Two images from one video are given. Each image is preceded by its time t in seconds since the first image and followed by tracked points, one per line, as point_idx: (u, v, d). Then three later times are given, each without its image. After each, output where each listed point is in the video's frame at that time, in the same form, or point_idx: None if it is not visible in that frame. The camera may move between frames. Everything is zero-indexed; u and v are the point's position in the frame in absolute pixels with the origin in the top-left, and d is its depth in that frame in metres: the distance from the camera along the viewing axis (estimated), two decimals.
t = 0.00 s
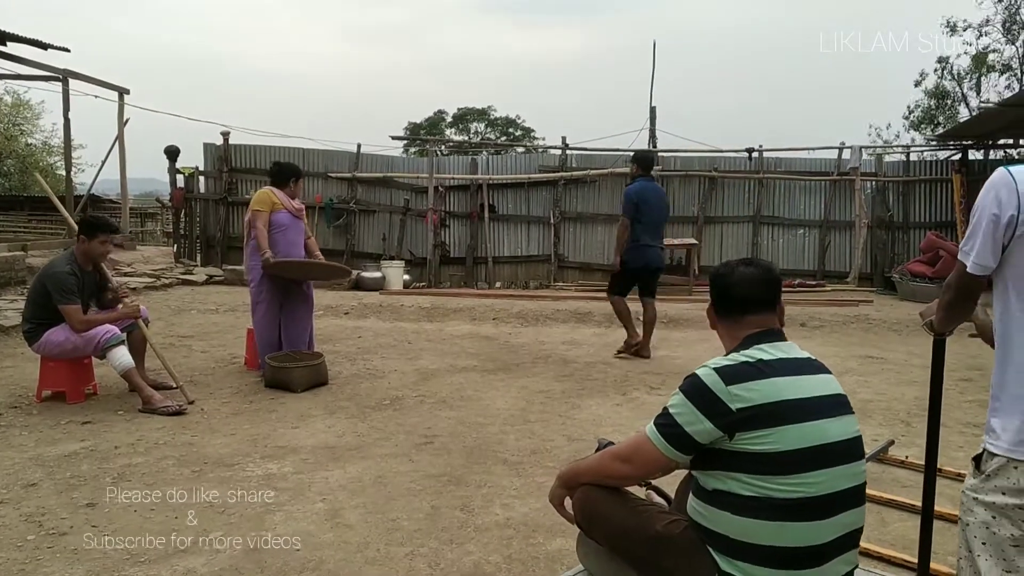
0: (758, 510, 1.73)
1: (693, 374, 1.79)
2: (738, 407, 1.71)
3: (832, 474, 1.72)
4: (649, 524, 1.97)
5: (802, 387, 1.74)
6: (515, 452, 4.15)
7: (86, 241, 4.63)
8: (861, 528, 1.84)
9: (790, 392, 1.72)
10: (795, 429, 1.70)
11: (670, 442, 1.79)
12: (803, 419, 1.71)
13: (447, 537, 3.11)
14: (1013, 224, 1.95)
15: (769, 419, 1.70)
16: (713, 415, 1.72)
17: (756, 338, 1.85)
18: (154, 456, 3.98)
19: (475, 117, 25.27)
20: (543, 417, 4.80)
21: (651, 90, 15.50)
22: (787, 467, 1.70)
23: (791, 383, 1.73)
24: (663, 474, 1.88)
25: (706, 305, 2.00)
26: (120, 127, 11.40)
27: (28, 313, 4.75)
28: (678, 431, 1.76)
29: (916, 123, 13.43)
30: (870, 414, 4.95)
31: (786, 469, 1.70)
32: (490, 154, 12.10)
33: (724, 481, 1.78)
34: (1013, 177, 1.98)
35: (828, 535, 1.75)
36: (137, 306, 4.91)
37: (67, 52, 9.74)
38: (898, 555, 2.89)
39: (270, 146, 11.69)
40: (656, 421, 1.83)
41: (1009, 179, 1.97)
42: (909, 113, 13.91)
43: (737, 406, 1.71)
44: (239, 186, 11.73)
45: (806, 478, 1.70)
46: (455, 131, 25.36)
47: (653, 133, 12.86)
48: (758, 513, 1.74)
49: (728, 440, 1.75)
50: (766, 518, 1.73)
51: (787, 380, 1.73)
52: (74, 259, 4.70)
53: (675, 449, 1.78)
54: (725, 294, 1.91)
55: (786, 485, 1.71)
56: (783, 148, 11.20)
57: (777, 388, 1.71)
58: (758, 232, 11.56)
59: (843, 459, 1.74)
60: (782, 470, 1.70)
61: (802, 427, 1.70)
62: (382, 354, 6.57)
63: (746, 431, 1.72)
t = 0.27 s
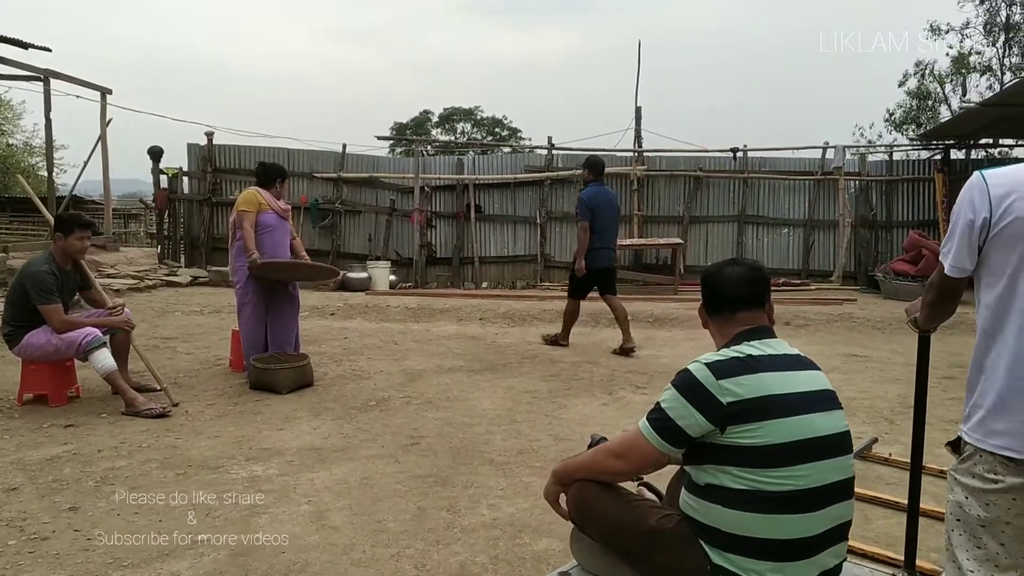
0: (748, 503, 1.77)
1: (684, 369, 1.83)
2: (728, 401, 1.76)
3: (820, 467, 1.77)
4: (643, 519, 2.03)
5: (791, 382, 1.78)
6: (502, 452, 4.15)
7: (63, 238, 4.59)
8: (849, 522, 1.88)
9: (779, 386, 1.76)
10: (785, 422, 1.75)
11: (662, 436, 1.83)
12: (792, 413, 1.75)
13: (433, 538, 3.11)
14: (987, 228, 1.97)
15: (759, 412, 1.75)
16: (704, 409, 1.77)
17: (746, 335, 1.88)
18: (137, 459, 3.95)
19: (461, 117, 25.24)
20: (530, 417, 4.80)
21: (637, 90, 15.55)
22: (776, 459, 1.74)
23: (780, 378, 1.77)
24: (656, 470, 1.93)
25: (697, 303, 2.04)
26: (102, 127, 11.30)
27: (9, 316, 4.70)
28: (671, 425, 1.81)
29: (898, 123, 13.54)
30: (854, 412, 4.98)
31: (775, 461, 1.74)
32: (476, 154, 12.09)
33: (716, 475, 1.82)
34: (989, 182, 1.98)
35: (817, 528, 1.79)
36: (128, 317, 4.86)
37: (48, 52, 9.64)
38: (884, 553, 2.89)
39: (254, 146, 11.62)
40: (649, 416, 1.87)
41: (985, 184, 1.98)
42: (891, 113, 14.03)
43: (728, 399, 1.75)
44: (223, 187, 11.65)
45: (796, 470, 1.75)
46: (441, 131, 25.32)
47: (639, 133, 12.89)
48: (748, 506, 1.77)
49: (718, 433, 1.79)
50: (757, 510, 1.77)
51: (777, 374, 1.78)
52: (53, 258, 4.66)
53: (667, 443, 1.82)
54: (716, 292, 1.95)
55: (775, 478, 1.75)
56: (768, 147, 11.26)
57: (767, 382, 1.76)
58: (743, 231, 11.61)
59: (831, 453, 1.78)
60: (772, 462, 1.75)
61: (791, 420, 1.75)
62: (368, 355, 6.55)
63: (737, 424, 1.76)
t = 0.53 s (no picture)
0: (740, 502, 1.82)
1: (677, 371, 1.87)
2: (720, 403, 1.80)
3: (810, 467, 1.81)
4: (635, 519, 2.07)
5: (781, 384, 1.83)
6: (488, 457, 4.15)
7: (44, 239, 4.56)
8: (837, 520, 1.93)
9: (769, 388, 1.81)
10: (775, 424, 1.79)
11: (655, 436, 1.87)
12: (783, 415, 1.80)
13: (418, 543, 3.10)
14: (960, 238, 1.99)
15: (750, 414, 1.79)
16: (696, 410, 1.81)
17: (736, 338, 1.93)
18: (119, 465, 3.91)
19: (448, 121, 25.24)
20: (516, 422, 4.80)
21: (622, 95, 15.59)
22: (767, 460, 1.79)
23: (771, 380, 1.82)
24: (649, 470, 1.98)
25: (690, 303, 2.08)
26: (85, 130, 11.21)
27: None
28: (664, 425, 1.85)
29: (881, 130, 13.66)
30: (838, 416, 5.01)
31: (766, 462, 1.79)
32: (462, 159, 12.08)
33: (708, 475, 1.87)
34: (964, 191, 2.01)
35: (807, 526, 1.84)
36: (114, 314, 4.82)
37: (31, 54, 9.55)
38: (867, 555, 2.91)
39: (239, 150, 11.57)
40: (642, 416, 1.91)
41: (959, 194, 2.00)
42: (874, 120, 14.16)
43: (720, 401, 1.79)
44: (208, 190, 11.58)
45: (786, 471, 1.79)
46: (428, 135, 25.31)
47: (625, 139, 12.94)
48: (740, 506, 1.82)
49: (710, 434, 1.83)
50: (748, 510, 1.81)
51: (767, 376, 1.82)
52: (33, 260, 4.62)
53: (660, 443, 1.87)
54: (709, 292, 1.99)
55: (766, 479, 1.79)
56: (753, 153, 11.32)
57: (757, 385, 1.80)
58: (728, 236, 11.66)
59: (820, 454, 1.83)
60: (763, 463, 1.79)
61: (781, 422, 1.79)
62: (354, 359, 6.53)
63: (728, 426, 1.81)
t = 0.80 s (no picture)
0: (730, 498, 1.86)
1: (668, 370, 1.90)
2: (710, 401, 1.83)
3: (798, 463, 1.86)
4: (628, 516, 2.11)
5: (770, 382, 1.87)
6: (473, 459, 4.14)
7: (30, 241, 4.51)
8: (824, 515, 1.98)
9: (758, 386, 1.84)
10: (763, 421, 1.83)
11: (646, 435, 1.90)
12: (771, 412, 1.84)
13: (402, 546, 3.09)
14: (937, 238, 2.02)
15: (738, 412, 1.83)
16: (687, 409, 1.84)
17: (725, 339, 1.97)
18: (99, 469, 3.87)
19: (433, 123, 25.20)
20: (501, 423, 4.80)
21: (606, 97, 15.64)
22: (755, 456, 1.83)
23: (759, 378, 1.86)
24: (639, 467, 2.01)
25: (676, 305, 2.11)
26: (66, 131, 11.10)
27: None
28: (655, 424, 1.88)
29: (861, 132, 13.78)
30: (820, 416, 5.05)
31: (755, 459, 1.83)
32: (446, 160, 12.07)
33: (698, 472, 1.91)
34: (943, 192, 2.02)
35: (795, 520, 1.88)
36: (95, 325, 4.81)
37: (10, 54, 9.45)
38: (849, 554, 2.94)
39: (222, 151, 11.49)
40: (634, 415, 1.94)
41: (938, 194, 2.02)
42: (854, 122, 14.29)
43: (710, 399, 1.83)
44: (190, 192, 11.50)
45: (774, 468, 1.83)
46: (413, 137, 25.26)
47: (609, 141, 12.98)
48: (730, 501, 1.86)
49: (700, 432, 1.87)
50: (736, 505, 1.86)
51: (755, 375, 1.86)
52: (15, 263, 4.55)
53: (652, 442, 1.90)
54: (698, 294, 2.02)
55: (755, 475, 1.84)
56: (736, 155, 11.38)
57: (747, 383, 1.84)
58: (712, 237, 11.71)
59: (807, 450, 1.88)
60: (752, 460, 1.83)
61: (770, 419, 1.84)
62: (338, 362, 6.50)
63: (718, 424, 1.84)
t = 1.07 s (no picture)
0: (714, 493, 1.89)
1: (653, 369, 1.94)
2: (694, 398, 1.87)
3: (779, 459, 1.89)
4: (613, 512, 2.16)
5: (752, 380, 1.91)
6: (450, 461, 4.14)
7: (11, 244, 4.52)
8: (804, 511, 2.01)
9: (741, 385, 1.89)
10: (747, 418, 1.87)
11: (631, 431, 1.93)
12: (753, 410, 1.88)
13: (378, 549, 3.08)
14: (909, 238, 2.07)
15: (721, 409, 1.87)
16: (671, 406, 1.88)
17: (708, 338, 1.99)
18: (71, 472, 3.82)
19: (412, 124, 25.13)
20: (479, 425, 4.80)
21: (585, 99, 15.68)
22: (738, 452, 1.87)
23: (741, 376, 1.90)
24: (624, 464, 2.04)
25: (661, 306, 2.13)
26: (38, 129, 10.93)
27: None
28: (641, 421, 1.91)
29: (836, 136, 13.94)
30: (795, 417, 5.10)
31: (737, 454, 1.87)
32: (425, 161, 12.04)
33: (682, 468, 1.94)
34: (918, 194, 2.07)
35: (777, 515, 1.92)
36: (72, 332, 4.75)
37: None
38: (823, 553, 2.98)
39: (198, 151, 11.38)
40: (619, 413, 1.97)
41: (913, 196, 2.07)
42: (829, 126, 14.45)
43: (695, 397, 1.87)
44: (165, 192, 11.37)
45: (757, 463, 1.87)
46: (392, 138, 25.17)
47: (588, 143, 13.02)
48: (713, 496, 1.89)
49: (685, 429, 1.90)
50: (717, 500, 1.89)
51: (738, 373, 1.90)
52: None
53: (637, 438, 1.93)
54: (682, 294, 2.05)
55: (738, 470, 1.87)
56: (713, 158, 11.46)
57: (730, 381, 1.88)
58: (689, 240, 11.79)
59: (788, 446, 1.91)
60: (734, 455, 1.87)
61: (752, 416, 1.88)
62: (315, 364, 6.46)
63: (702, 421, 1.88)
